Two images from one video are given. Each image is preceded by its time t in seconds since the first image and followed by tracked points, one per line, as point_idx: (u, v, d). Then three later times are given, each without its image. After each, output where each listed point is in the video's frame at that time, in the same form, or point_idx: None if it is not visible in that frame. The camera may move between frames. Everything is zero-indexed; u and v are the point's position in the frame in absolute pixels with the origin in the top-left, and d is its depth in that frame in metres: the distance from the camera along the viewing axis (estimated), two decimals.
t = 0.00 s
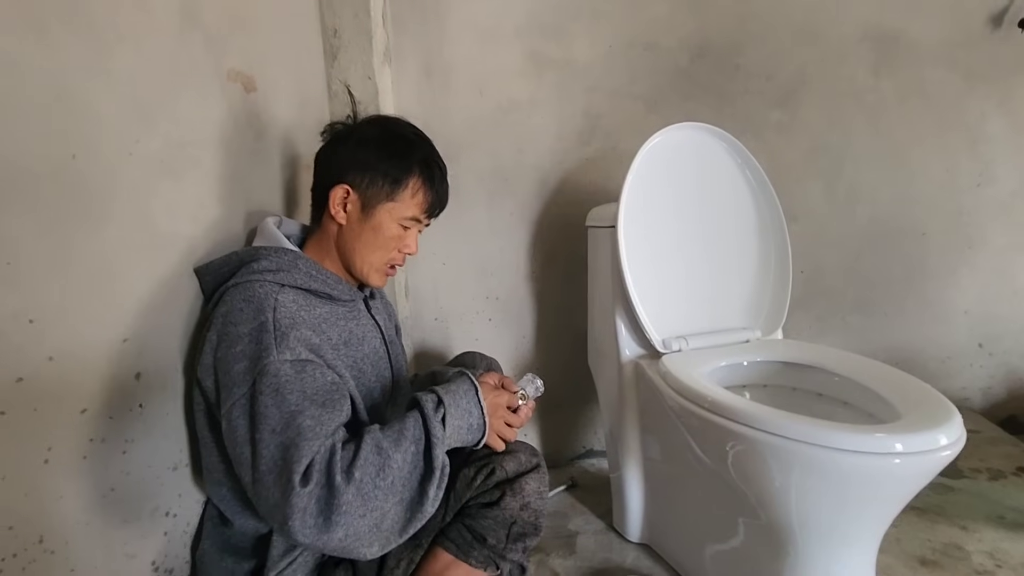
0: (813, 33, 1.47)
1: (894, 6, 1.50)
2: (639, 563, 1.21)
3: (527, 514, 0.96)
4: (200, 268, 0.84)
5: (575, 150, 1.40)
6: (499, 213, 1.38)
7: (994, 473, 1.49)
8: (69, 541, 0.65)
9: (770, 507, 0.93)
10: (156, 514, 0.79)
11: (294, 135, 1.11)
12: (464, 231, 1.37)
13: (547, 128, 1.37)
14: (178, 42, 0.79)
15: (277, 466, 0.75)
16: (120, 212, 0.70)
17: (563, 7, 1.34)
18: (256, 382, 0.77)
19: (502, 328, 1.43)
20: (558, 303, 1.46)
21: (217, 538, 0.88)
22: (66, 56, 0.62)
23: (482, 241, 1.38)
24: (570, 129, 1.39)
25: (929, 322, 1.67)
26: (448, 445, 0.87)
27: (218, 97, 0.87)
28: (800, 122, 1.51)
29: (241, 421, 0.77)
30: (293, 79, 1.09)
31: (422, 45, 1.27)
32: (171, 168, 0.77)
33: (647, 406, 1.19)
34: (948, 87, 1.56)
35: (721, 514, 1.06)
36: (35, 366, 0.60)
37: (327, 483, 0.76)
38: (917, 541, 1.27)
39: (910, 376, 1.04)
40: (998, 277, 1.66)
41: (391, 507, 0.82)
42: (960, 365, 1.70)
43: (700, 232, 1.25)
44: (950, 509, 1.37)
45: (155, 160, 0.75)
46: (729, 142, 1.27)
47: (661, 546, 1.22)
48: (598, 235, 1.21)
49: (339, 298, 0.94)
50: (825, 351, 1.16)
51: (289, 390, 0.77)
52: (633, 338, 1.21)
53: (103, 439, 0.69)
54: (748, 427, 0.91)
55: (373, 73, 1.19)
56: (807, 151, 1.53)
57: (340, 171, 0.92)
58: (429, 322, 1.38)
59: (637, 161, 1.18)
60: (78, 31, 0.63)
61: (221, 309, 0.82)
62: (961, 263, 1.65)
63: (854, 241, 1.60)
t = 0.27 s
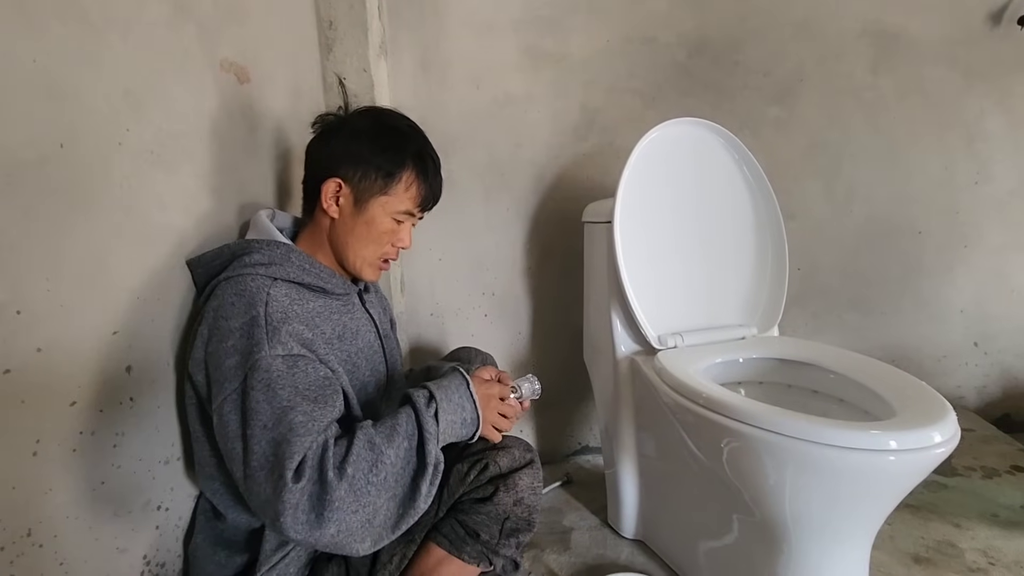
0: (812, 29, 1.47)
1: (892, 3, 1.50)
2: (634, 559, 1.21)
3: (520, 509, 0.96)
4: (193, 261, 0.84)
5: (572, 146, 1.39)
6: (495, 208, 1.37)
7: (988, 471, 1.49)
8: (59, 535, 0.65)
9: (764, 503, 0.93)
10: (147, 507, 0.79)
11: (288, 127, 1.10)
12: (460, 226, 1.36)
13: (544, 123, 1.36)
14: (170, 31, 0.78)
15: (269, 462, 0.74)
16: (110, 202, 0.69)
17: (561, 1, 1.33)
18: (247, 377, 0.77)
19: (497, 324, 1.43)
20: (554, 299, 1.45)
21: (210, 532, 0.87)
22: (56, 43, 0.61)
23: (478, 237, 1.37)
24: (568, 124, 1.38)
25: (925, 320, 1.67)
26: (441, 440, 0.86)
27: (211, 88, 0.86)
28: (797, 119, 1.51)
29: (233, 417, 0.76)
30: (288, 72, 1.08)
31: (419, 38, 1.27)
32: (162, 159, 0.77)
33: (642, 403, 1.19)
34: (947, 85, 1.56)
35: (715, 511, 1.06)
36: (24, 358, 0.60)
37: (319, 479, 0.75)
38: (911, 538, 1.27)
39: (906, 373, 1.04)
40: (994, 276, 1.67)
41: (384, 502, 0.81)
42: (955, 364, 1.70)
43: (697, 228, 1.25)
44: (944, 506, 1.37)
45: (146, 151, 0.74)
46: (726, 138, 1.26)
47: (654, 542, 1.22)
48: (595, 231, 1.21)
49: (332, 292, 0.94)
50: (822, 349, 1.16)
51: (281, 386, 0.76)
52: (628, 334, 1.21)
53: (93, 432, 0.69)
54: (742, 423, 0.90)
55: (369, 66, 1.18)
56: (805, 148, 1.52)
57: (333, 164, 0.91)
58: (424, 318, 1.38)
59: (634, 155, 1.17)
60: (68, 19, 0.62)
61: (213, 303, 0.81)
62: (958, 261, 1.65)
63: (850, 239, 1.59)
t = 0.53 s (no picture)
0: (808, 30, 1.48)
1: (888, 5, 1.51)
2: (629, 556, 1.22)
3: (517, 507, 0.96)
4: (192, 259, 0.84)
5: (569, 146, 1.40)
6: (493, 207, 1.38)
7: (980, 470, 1.50)
8: (58, 530, 0.65)
9: (757, 501, 0.94)
10: (147, 504, 0.79)
11: (286, 126, 1.10)
12: (457, 225, 1.36)
13: (542, 123, 1.37)
14: (169, 31, 0.78)
15: (271, 462, 0.75)
16: (110, 201, 0.70)
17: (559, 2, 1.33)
18: (248, 378, 0.77)
19: (494, 323, 1.44)
20: (551, 299, 1.46)
21: (209, 528, 0.88)
22: (55, 43, 0.62)
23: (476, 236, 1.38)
24: (565, 125, 1.39)
25: (920, 320, 1.68)
26: (439, 438, 0.87)
27: (210, 88, 0.87)
28: (794, 120, 1.51)
29: (233, 418, 0.77)
30: (286, 71, 1.08)
31: (417, 38, 1.27)
32: (160, 159, 0.77)
33: (637, 401, 1.19)
34: (942, 86, 1.57)
35: (710, 509, 1.07)
36: (23, 355, 0.60)
37: (320, 478, 0.76)
38: (903, 536, 1.28)
39: (899, 374, 1.04)
40: (988, 276, 1.68)
41: (383, 500, 0.82)
42: (950, 364, 1.72)
43: (693, 228, 1.26)
44: (937, 505, 1.38)
45: (144, 151, 0.74)
46: (722, 138, 1.27)
47: (649, 540, 1.23)
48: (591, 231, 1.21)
49: (331, 290, 0.94)
50: (816, 349, 1.17)
51: (282, 387, 0.77)
52: (625, 334, 1.21)
53: (93, 429, 0.70)
54: (736, 423, 0.91)
55: (367, 66, 1.18)
56: (801, 149, 1.53)
57: (328, 164, 0.91)
58: (422, 316, 1.39)
59: (631, 156, 1.18)
60: (67, 19, 0.63)
61: (212, 303, 0.82)
62: (952, 262, 1.66)
63: (846, 239, 1.60)
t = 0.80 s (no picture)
0: (807, 29, 1.48)
1: (888, 4, 1.51)
2: (626, 554, 1.22)
3: (514, 504, 0.96)
4: (189, 257, 0.85)
5: (567, 144, 1.40)
6: (491, 205, 1.38)
7: (977, 469, 1.51)
8: (54, 527, 0.65)
9: (753, 499, 0.94)
10: (144, 500, 0.79)
11: (284, 124, 1.10)
12: (455, 223, 1.36)
13: (540, 121, 1.37)
14: (167, 29, 0.78)
15: (266, 464, 0.74)
16: (108, 199, 0.70)
17: None
18: (243, 380, 0.77)
19: (492, 321, 1.44)
20: (549, 297, 1.46)
21: (207, 525, 0.88)
22: (55, 41, 0.62)
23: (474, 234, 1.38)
24: (564, 123, 1.39)
25: (917, 319, 1.68)
26: (434, 435, 0.87)
27: (208, 85, 0.87)
28: (792, 119, 1.51)
29: (228, 420, 0.76)
30: (284, 69, 1.08)
31: (416, 35, 1.27)
32: (158, 156, 0.77)
33: (634, 399, 1.20)
34: (941, 86, 1.57)
35: (706, 507, 1.07)
36: (20, 352, 0.60)
37: (315, 478, 0.76)
38: (899, 534, 1.28)
39: (895, 373, 1.05)
40: (986, 275, 1.68)
41: (378, 498, 0.82)
42: (947, 363, 1.72)
43: (691, 227, 1.26)
44: (933, 503, 1.39)
45: (142, 148, 0.74)
46: (720, 137, 1.27)
47: (646, 538, 1.23)
48: (590, 229, 1.22)
49: (326, 290, 0.94)
50: (813, 347, 1.17)
51: (277, 388, 0.76)
52: (623, 333, 1.21)
53: (90, 426, 0.70)
54: (733, 421, 0.92)
55: (365, 63, 1.18)
56: (800, 148, 1.53)
57: (321, 162, 0.90)
58: (420, 314, 1.39)
59: (629, 155, 1.18)
60: (66, 17, 0.63)
61: (207, 306, 0.82)
62: (950, 261, 1.66)
63: (844, 238, 1.60)
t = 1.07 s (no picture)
0: (808, 29, 1.48)
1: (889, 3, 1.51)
2: (625, 552, 1.22)
3: (513, 502, 0.97)
4: (189, 255, 0.85)
5: (568, 143, 1.40)
6: (491, 204, 1.38)
7: (976, 468, 1.51)
8: (55, 524, 0.66)
9: (752, 498, 0.95)
10: (145, 497, 0.80)
11: (284, 122, 1.10)
12: (456, 222, 1.37)
13: (541, 120, 1.37)
14: (167, 27, 0.78)
15: (253, 473, 0.74)
16: (109, 197, 0.70)
17: None
18: (231, 388, 0.76)
19: (492, 320, 1.44)
20: (550, 296, 1.46)
21: (208, 523, 0.87)
22: (56, 40, 0.62)
23: (475, 232, 1.38)
24: (564, 122, 1.39)
25: (917, 319, 1.68)
26: (426, 435, 0.86)
27: (208, 83, 0.87)
28: (793, 118, 1.52)
29: (216, 429, 0.76)
30: (285, 67, 1.08)
31: (417, 34, 1.27)
32: (159, 154, 0.77)
33: (634, 398, 1.20)
34: (942, 85, 1.57)
35: (706, 506, 1.08)
36: (21, 348, 0.60)
37: (302, 485, 0.76)
38: (898, 534, 1.29)
39: (895, 373, 1.04)
40: (986, 275, 1.68)
41: (370, 500, 0.82)
42: (947, 362, 1.72)
43: (691, 226, 1.26)
44: (932, 503, 1.39)
45: (143, 146, 0.75)
46: (721, 136, 1.27)
47: (645, 536, 1.24)
48: (590, 228, 1.22)
49: (323, 292, 0.94)
50: (813, 347, 1.17)
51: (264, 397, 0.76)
52: (623, 331, 1.22)
53: (90, 423, 0.70)
54: (733, 420, 0.92)
55: (366, 62, 1.18)
56: (800, 147, 1.53)
57: (317, 161, 0.90)
58: (420, 313, 1.39)
59: (629, 155, 1.18)
60: (67, 15, 0.63)
61: (200, 311, 0.82)
62: (950, 260, 1.66)
63: (844, 238, 1.60)
